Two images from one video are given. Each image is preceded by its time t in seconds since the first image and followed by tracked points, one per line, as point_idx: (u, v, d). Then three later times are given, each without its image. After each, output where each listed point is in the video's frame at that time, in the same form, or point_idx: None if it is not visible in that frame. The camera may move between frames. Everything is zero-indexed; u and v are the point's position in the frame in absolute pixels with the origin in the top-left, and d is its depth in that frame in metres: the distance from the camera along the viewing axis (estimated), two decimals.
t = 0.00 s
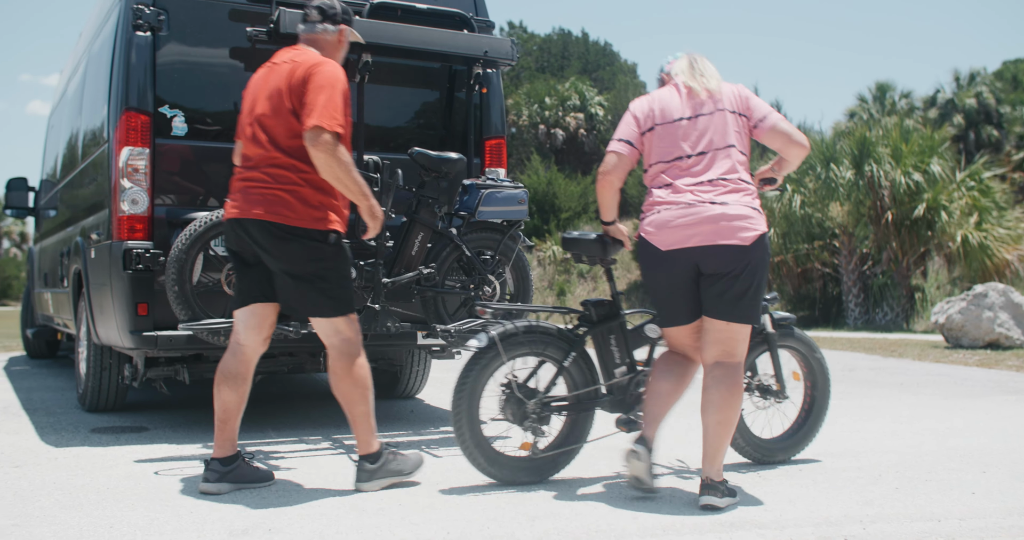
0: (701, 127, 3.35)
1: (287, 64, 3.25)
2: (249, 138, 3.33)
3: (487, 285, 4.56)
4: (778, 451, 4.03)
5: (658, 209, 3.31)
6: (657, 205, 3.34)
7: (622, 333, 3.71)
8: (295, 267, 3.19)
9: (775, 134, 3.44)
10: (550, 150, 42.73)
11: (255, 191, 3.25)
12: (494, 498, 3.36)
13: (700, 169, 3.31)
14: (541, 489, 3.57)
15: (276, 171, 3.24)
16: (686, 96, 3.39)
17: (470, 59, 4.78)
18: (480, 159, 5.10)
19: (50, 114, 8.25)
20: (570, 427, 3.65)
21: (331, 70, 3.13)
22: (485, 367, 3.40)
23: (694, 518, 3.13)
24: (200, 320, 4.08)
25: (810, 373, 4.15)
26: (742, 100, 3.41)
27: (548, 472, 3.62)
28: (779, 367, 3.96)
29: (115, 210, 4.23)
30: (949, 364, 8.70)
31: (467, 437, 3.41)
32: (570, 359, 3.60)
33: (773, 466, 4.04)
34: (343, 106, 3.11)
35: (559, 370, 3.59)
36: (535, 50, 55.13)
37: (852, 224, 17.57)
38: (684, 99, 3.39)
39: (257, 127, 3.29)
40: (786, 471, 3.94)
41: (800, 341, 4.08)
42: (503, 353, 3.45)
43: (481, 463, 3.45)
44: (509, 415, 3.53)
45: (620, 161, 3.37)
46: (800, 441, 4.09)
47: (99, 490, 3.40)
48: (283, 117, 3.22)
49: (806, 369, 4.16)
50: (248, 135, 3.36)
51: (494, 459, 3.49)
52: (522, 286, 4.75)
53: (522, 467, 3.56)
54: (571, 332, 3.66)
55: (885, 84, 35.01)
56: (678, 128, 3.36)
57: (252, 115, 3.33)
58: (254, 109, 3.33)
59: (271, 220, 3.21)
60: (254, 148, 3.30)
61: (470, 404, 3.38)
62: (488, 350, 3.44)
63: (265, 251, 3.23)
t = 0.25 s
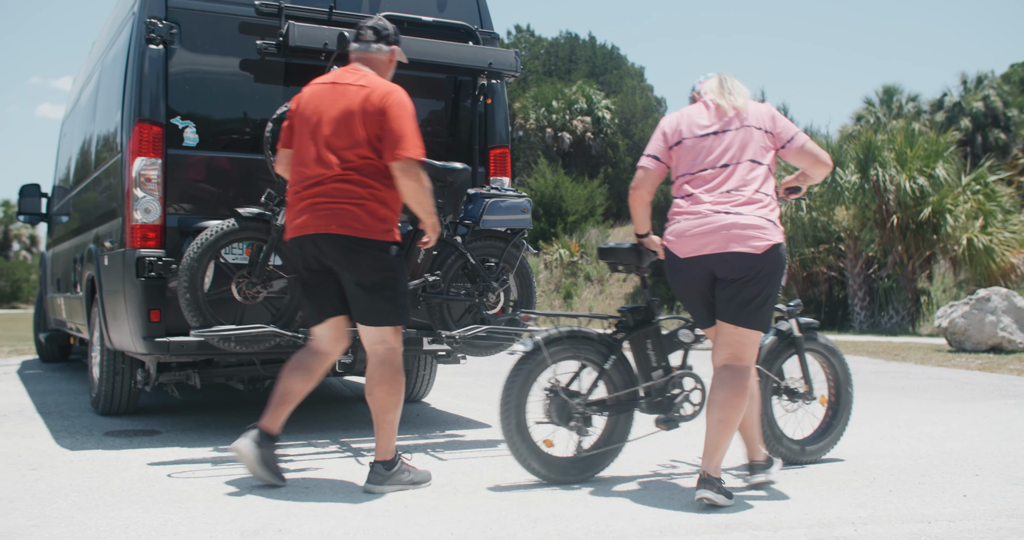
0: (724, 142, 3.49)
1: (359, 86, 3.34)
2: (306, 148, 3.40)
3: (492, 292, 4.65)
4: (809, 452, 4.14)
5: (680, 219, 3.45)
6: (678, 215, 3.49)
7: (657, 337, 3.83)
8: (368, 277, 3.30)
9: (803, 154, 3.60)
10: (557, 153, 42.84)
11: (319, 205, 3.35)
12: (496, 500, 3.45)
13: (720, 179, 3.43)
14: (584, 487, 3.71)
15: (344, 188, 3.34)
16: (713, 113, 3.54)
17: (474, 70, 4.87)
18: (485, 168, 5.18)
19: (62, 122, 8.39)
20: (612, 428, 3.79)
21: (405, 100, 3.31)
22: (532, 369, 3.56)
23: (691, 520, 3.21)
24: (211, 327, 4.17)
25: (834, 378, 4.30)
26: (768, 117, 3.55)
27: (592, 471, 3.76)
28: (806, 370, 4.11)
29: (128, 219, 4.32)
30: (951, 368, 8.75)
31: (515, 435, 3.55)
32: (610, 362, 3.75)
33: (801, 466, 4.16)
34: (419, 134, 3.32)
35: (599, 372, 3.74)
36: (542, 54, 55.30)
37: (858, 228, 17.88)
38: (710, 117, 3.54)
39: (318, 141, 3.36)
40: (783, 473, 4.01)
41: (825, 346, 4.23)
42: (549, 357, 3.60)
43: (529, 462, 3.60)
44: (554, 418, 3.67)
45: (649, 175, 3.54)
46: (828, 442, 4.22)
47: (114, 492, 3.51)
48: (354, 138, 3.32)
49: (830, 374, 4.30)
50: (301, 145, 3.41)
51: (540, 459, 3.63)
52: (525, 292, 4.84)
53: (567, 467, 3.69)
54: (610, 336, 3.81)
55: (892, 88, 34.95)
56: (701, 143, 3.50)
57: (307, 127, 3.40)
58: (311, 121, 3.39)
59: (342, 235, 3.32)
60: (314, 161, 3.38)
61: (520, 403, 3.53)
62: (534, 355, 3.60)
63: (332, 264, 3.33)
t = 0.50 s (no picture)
0: (762, 162, 3.68)
1: (423, 105, 3.58)
2: (363, 157, 3.55)
3: (505, 298, 4.76)
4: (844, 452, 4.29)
5: (724, 233, 3.61)
6: (722, 229, 3.65)
7: (704, 342, 3.99)
8: (415, 283, 3.47)
9: (833, 168, 3.83)
10: (571, 155, 42.89)
11: (376, 213, 3.50)
12: (508, 501, 3.56)
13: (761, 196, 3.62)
14: (634, 486, 3.89)
15: (401, 198, 3.52)
16: (750, 136, 3.74)
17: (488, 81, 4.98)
18: (499, 177, 5.29)
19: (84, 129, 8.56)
20: (660, 429, 3.95)
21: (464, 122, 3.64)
22: (587, 373, 3.72)
23: (699, 521, 3.29)
24: (234, 333, 4.29)
25: (864, 381, 4.46)
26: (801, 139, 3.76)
27: (641, 470, 3.93)
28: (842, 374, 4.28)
29: (152, 227, 4.45)
30: (962, 372, 8.78)
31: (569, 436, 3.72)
32: (660, 366, 3.92)
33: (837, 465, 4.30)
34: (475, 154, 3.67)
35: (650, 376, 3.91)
36: (557, 56, 55.35)
37: (871, 231, 17.92)
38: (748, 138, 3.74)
39: (377, 152, 3.53)
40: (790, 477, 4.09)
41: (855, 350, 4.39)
42: (604, 362, 3.76)
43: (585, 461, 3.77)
44: (606, 420, 3.84)
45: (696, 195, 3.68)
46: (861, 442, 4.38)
47: (141, 492, 3.64)
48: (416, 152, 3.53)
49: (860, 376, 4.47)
50: (358, 155, 3.58)
51: (591, 459, 3.79)
52: (538, 299, 4.92)
53: (618, 467, 3.86)
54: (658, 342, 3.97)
55: (907, 89, 34.76)
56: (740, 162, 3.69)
57: (365, 138, 3.56)
58: (368, 132, 3.56)
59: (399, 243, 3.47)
60: (371, 171, 3.53)
61: (575, 405, 3.70)
62: (589, 359, 3.73)
63: (385, 269, 3.49)
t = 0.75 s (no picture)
0: (796, 176, 3.90)
1: (456, 125, 3.88)
2: (409, 178, 3.85)
3: (518, 307, 4.87)
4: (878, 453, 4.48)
5: (763, 239, 3.80)
6: (760, 237, 3.82)
7: (751, 352, 4.16)
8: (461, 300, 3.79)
9: (856, 180, 4.03)
10: (585, 157, 42.92)
11: (429, 231, 3.81)
12: (522, 505, 3.65)
13: (797, 206, 3.84)
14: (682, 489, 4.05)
15: (446, 216, 3.84)
16: (783, 151, 3.98)
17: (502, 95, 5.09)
18: (512, 188, 5.40)
19: (106, 138, 8.73)
20: (708, 435, 4.12)
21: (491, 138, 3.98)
22: (642, 380, 3.90)
23: (707, 526, 3.38)
24: (254, 341, 4.41)
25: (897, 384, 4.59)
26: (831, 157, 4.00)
27: (689, 474, 4.09)
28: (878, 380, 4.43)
29: (176, 237, 4.58)
30: (973, 377, 8.82)
31: (624, 440, 3.90)
32: (709, 374, 4.11)
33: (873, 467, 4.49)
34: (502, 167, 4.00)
35: (700, 384, 4.10)
36: (571, 58, 55.40)
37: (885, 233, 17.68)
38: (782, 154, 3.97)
39: (421, 173, 3.84)
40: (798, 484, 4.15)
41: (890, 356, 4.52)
42: (657, 369, 3.95)
43: (635, 464, 3.94)
44: (657, 425, 4.01)
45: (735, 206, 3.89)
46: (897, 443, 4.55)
47: (167, 495, 3.76)
48: (452, 170, 3.84)
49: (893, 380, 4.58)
50: (402, 176, 3.87)
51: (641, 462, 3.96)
52: (551, 308, 5.02)
53: (667, 470, 4.03)
54: (709, 352, 4.16)
55: (922, 91, 34.61)
56: (775, 176, 3.91)
57: (408, 160, 3.85)
58: (410, 154, 3.85)
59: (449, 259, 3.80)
60: (418, 191, 3.84)
61: (631, 410, 3.88)
62: (645, 367, 3.92)
63: (435, 284, 3.80)
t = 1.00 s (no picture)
0: (830, 193, 4.11)
1: (495, 142, 4.14)
2: (455, 190, 4.02)
3: (528, 315, 4.98)
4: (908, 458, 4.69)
5: (805, 252, 3.96)
6: (801, 249, 3.99)
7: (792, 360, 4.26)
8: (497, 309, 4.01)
9: (879, 200, 4.24)
10: (598, 159, 42.91)
11: (478, 242, 4.00)
12: (531, 511, 3.72)
13: (834, 222, 4.04)
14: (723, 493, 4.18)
15: (491, 228, 4.05)
16: (815, 168, 4.17)
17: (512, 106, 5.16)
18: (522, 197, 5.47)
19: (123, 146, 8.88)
20: (748, 440, 4.25)
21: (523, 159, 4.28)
22: (690, 389, 4.00)
23: (712, 534, 3.43)
24: (269, 349, 4.50)
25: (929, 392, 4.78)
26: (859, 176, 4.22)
27: (730, 478, 4.22)
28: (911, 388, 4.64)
29: (192, 247, 4.68)
30: (982, 382, 8.85)
31: (669, 448, 4.01)
32: (752, 382, 4.21)
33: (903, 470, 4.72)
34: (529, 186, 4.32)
35: (742, 392, 4.20)
36: (584, 59, 55.38)
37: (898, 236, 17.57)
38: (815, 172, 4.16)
39: (469, 186, 4.03)
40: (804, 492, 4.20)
41: (923, 364, 4.71)
42: (703, 378, 4.06)
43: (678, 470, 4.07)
44: (700, 431, 4.13)
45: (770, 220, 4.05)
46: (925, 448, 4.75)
47: (184, 501, 3.86)
48: (498, 185, 4.09)
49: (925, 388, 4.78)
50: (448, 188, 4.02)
51: (685, 468, 4.08)
52: (560, 316, 5.10)
53: (709, 475, 4.16)
54: (751, 360, 4.24)
55: (937, 92, 34.44)
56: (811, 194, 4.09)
57: (455, 173, 4.02)
58: (458, 168, 4.02)
59: (495, 268, 4.01)
60: (467, 204, 4.03)
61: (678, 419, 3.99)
62: (690, 377, 4.02)
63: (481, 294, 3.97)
